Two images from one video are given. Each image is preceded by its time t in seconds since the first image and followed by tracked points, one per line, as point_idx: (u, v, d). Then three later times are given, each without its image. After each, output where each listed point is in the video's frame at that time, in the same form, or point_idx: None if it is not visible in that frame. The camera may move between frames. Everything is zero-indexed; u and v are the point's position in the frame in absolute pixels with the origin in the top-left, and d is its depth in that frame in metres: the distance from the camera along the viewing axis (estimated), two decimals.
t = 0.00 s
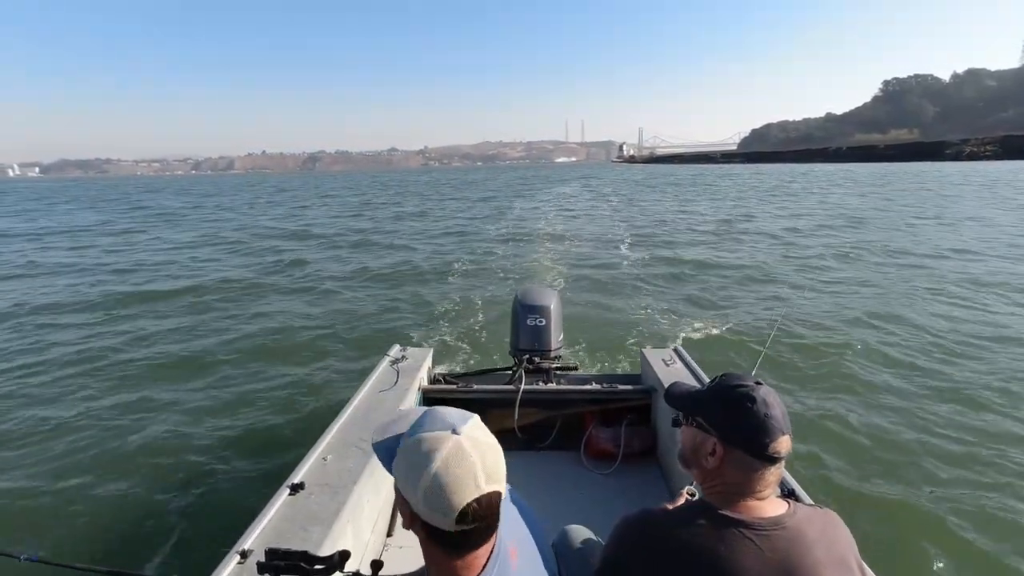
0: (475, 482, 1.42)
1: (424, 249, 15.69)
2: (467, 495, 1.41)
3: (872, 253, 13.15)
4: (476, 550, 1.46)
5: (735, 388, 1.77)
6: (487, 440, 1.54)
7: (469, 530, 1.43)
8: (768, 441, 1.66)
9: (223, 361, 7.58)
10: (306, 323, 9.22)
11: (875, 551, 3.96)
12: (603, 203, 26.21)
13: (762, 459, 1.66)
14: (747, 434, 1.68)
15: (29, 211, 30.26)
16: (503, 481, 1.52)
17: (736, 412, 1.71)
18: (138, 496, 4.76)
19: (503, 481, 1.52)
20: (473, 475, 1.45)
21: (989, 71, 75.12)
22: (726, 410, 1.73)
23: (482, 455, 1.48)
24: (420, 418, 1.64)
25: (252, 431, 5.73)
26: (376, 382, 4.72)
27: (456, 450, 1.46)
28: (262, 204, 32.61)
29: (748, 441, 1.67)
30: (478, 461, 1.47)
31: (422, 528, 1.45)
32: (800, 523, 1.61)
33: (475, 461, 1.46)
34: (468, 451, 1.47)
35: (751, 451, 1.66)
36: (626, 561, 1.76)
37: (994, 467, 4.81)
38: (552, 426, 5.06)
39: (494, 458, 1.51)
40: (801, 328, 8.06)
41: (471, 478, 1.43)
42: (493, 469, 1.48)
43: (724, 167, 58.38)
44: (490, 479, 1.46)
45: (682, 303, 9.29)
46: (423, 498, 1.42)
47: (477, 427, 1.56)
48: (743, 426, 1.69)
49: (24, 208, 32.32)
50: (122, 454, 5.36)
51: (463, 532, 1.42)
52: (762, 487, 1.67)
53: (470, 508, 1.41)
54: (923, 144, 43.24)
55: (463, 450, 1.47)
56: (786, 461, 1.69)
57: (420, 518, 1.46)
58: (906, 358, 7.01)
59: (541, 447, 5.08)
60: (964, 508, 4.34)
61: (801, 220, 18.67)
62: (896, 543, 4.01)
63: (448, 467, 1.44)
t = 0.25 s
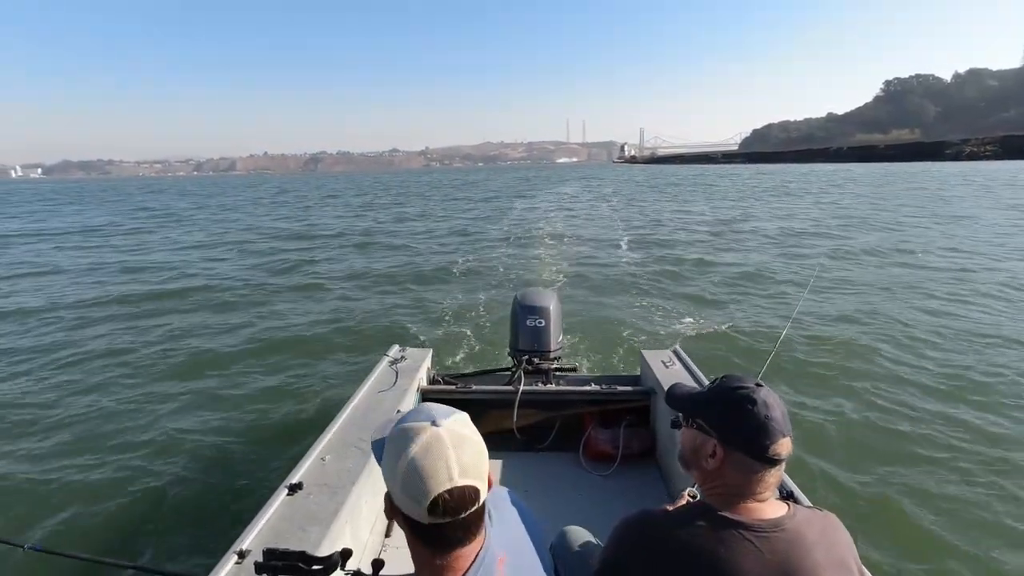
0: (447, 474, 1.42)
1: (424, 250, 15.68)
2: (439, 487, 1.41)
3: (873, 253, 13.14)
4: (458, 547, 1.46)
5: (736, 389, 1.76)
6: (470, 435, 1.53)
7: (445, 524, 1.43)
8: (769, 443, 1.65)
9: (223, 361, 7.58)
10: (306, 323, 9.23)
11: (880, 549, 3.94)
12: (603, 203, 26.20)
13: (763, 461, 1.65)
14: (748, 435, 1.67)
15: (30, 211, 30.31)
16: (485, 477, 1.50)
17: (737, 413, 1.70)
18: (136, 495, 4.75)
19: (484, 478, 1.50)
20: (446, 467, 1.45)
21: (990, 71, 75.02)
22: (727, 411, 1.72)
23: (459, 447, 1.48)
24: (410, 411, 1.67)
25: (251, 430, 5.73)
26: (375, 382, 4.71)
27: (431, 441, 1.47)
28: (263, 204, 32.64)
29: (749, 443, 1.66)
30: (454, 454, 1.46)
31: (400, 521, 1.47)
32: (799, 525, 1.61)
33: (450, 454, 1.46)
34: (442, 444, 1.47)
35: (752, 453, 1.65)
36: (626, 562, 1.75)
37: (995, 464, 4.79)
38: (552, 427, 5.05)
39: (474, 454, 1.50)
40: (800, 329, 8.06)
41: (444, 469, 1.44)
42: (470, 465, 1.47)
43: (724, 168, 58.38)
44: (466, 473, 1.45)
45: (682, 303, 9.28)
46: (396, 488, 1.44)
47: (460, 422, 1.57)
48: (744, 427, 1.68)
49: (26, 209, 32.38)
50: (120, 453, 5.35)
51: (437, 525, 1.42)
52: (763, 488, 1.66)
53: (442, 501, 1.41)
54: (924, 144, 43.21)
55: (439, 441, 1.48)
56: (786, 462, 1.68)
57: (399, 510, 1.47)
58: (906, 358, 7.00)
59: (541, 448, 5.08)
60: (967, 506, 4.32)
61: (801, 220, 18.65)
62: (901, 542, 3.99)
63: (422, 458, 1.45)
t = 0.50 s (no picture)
0: (471, 474, 1.45)
1: (424, 250, 15.70)
2: (465, 486, 1.44)
3: (872, 253, 13.14)
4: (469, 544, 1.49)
5: (741, 388, 1.77)
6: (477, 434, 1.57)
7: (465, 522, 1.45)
8: (773, 442, 1.66)
9: (223, 361, 7.59)
10: (306, 323, 9.24)
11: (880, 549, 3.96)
12: (603, 204, 26.19)
13: (768, 460, 1.65)
14: (753, 434, 1.67)
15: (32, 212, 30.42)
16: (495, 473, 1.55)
17: (742, 412, 1.70)
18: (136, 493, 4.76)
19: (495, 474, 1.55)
20: (468, 465, 1.47)
21: (991, 70, 74.91)
22: (732, 410, 1.72)
23: (475, 446, 1.51)
24: (407, 415, 1.64)
25: (251, 429, 5.74)
26: (376, 382, 4.72)
27: (451, 443, 1.48)
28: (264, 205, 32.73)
29: (754, 442, 1.67)
30: (473, 453, 1.49)
31: (419, 524, 1.46)
32: (803, 524, 1.61)
33: (470, 452, 1.49)
34: (462, 444, 1.49)
35: (757, 453, 1.66)
36: (627, 562, 1.76)
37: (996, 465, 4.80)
38: (552, 427, 5.06)
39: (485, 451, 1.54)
40: (800, 329, 8.06)
41: (468, 468, 1.47)
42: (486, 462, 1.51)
43: (724, 168, 58.35)
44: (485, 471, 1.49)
45: (682, 303, 9.29)
46: (421, 492, 1.44)
47: (468, 423, 1.59)
48: (749, 426, 1.68)
49: (28, 210, 32.52)
50: (121, 453, 5.36)
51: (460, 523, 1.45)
52: (767, 487, 1.67)
53: (468, 501, 1.43)
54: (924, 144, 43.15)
55: (457, 442, 1.50)
56: (791, 461, 1.69)
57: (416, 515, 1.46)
58: (906, 358, 7.00)
59: (541, 448, 5.08)
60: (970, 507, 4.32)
61: (801, 220, 18.64)
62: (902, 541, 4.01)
63: (444, 459, 1.46)
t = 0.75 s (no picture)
0: (487, 470, 1.47)
1: (424, 251, 15.69)
2: (483, 484, 1.46)
3: (873, 253, 13.13)
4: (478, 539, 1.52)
5: (747, 388, 1.76)
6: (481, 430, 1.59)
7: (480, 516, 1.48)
8: (778, 443, 1.65)
9: (222, 361, 7.59)
10: (306, 323, 9.24)
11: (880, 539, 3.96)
12: (603, 204, 26.16)
13: (772, 463, 1.64)
14: (758, 436, 1.66)
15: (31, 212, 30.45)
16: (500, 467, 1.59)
17: (746, 414, 1.70)
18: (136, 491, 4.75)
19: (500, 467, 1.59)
20: (483, 463, 1.50)
21: (989, 71, 74.77)
22: (737, 410, 1.72)
23: (486, 443, 1.53)
24: (408, 417, 1.61)
25: (252, 428, 5.73)
26: (377, 384, 4.71)
27: (464, 444, 1.49)
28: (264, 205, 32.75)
29: (758, 443, 1.66)
30: (486, 451, 1.51)
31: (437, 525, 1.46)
32: (808, 525, 1.61)
33: (483, 450, 1.51)
34: (477, 443, 1.51)
35: (762, 454, 1.65)
36: (630, 562, 1.75)
37: (998, 461, 4.77)
38: (553, 427, 5.06)
39: (492, 446, 1.57)
40: (800, 329, 8.06)
41: (483, 465, 1.49)
42: (497, 457, 1.54)
43: (725, 168, 58.30)
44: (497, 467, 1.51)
45: (681, 303, 9.28)
46: (441, 496, 1.44)
47: (474, 421, 1.60)
48: (753, 427, 1.67)
49: (28, 210, 32.47)
50: (121, 451, 5.35)
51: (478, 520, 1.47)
52: (772, 488, 1.66)
53: (485, 498, 1.46)
54: (924, 144, 43.11)
55: (470, 442, 1.50)
56: (796, 463, 1.68)
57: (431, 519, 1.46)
58: (907, 356, 6.99)
59: (542, 448, 5.08)
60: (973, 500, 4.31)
61: (801, 220, 18.62)
62: (904, 534, 3.99)
63: (461, 459, 1.47)
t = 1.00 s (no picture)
0: (488, 463, 1.49)
1: (424, 251, 15.69)
2: (488, 478, 1.48)
3: (872, 253, 13.13)
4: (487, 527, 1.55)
5: (747, 387, 1.74)
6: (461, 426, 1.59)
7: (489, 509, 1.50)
8: (779, 443, 1.64)
9: (223, 362, 7.58)
10: (306, 324, 9.24)
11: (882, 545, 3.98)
12: (602, 204, 26.16)
13: (774, 464, 1.63)
14: (759, 437, 1.65)
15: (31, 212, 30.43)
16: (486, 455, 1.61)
17: (747, 414, 1.68)
18: (137, 493, 4.74)
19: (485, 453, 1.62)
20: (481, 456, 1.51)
21: (989, 71, 74.76)
22: (737, 410, 1.70)
23: (476, 438, 1.54)
24: (388, 442, 1.52)
25: (252, 430, 5.73)
26: (377, 387, 4.70)
27: (463, 448, 1.48)
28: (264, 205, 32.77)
29: (760, 444, 1.65)
30: (479, 445, 1.52)
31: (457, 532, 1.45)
32: (810, 525, 1.60)
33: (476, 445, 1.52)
34: (472, 440, 1.51)
35: (764, 455, 1.63)
36: (632, 561, 1.74)
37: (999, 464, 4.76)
38: (554, 429, 5.05)
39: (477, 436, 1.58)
40: (801, 329, 8.05)
41: (482, 458, 1.50)
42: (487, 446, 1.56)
43: (725, 168, 58.28)
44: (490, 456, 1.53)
45: (681, 303, 9.28)
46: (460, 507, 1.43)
47: (453, 421, 1.57)
48: (754, 428, 1.66)
49: (27, 210, 32.45)
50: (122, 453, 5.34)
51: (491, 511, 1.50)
52: (774, 488, 1.64)
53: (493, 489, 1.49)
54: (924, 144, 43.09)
55: (464, 442, 1.50)
56: (797, 463, 1.67)
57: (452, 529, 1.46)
58: (908, 356, 6.99)
59: (542, 450, 5.07)
60: (974, 506, 4.32)
61: (801, 220, 18.62)
62: (906, 540, 4.01)
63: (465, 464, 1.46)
